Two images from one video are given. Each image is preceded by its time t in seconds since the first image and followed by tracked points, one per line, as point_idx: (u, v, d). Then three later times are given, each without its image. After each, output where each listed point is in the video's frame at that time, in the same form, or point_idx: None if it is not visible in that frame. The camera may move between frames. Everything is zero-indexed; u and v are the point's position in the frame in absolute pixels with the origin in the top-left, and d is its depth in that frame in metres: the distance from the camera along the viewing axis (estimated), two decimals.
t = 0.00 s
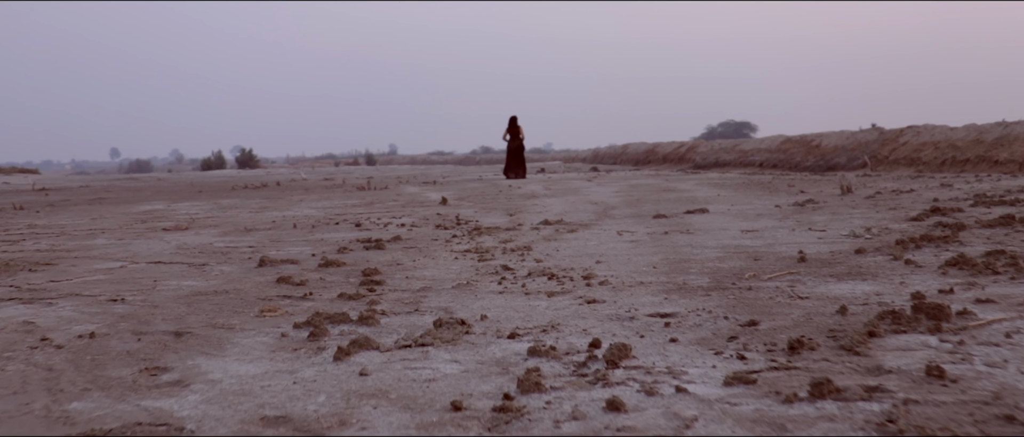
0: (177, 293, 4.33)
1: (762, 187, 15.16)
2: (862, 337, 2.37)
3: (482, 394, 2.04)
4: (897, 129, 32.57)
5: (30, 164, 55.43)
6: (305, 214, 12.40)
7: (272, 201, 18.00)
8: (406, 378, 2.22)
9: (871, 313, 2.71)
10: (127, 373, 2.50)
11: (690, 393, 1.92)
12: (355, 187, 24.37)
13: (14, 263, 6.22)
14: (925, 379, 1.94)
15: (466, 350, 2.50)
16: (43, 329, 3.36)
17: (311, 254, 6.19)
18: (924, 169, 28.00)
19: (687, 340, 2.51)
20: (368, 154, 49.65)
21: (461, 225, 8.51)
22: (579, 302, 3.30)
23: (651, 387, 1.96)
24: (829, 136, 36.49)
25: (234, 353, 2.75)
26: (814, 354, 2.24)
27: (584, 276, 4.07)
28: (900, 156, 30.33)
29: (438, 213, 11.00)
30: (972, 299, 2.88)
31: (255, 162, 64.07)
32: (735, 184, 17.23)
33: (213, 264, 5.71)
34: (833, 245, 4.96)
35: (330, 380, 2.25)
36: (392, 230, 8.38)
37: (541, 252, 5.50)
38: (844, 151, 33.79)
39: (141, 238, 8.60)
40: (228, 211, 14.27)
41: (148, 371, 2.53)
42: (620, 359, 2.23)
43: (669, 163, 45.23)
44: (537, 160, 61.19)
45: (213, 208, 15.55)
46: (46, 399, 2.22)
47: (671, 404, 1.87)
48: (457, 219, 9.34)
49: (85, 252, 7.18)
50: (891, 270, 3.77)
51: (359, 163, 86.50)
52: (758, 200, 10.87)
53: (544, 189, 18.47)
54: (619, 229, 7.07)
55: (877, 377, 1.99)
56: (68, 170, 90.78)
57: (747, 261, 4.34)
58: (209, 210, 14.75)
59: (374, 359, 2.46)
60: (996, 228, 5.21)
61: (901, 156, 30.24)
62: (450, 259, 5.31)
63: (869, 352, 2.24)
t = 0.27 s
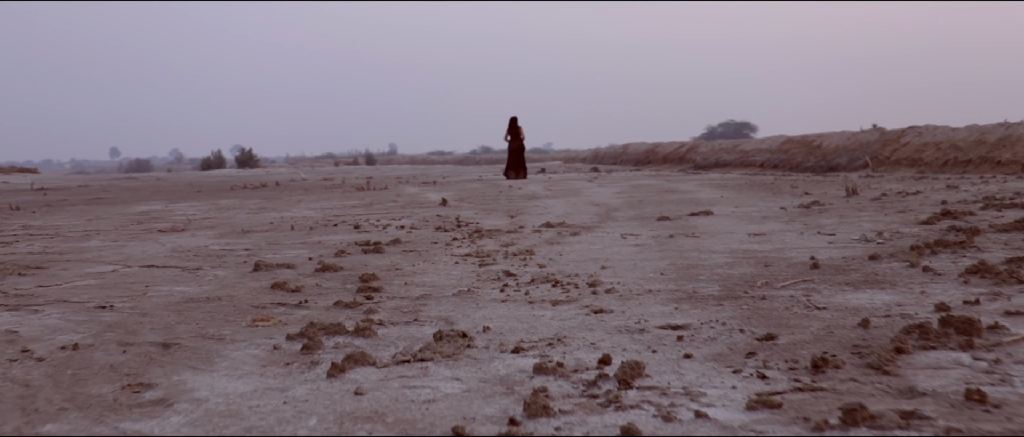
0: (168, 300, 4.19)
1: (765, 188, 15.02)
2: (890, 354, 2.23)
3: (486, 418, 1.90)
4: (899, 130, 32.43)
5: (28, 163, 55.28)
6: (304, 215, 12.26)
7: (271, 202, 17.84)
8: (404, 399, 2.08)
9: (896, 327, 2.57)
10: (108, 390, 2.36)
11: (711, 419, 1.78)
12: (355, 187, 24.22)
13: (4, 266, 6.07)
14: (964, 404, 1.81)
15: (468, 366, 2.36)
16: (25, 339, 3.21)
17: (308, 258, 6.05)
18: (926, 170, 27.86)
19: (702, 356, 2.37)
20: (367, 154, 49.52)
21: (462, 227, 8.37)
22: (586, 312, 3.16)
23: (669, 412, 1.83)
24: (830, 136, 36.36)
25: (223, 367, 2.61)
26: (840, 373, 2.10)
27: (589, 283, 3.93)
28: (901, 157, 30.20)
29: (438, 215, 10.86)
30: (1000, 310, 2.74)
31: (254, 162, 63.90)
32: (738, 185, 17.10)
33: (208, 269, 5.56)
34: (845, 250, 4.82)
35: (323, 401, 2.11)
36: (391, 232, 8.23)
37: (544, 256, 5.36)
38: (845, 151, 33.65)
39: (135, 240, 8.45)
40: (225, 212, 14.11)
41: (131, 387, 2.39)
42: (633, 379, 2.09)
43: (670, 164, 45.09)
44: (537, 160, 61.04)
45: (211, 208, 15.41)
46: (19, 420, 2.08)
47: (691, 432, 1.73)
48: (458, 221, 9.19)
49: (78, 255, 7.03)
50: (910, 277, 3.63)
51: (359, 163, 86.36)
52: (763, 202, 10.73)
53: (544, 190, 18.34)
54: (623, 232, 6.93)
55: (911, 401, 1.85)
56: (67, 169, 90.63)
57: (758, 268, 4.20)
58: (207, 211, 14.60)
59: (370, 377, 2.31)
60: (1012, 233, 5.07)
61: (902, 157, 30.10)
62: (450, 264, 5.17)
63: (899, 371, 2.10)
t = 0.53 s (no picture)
0: (156, 310, 4.02)
1: (768, 188, 14.85)
2: (925, 375, 2.07)
3: None
4: (900, 129, 32.27)
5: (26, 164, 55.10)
6: (302, 217, 12.09)
7: (268, 203, 17.66)
8: (401, 427, 1.91)
9: (927, 343, 2.41)
10: (82, 415, 2.19)
11: None
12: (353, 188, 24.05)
13: None
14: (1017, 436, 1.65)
15: (471, 388, 2.20)
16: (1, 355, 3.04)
17: (303, 263, 5.87)
18: (927, 169, 27.70)
19: (721, 376, 2.21)
20: (366, 153, 49.34)
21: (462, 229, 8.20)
22: (593, 325, 2.99)
23: None
24: (831, 136, 36.21)
25: (208, 387, 2.44)
26: (875, 397, 1.93)
27: (595, 292, 3.77)
28: (902, 156, 30.05)
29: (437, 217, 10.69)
30: None
31: (252, 162, 63.73)
32: (739, 185, 16.94)
33: (200, 275, 5.39)
34: (858, 255, 4.65)
35: (313, 428, 1.94)
36: (389, 235, 8.06)
37: (547, 262, 5.19)
38: (845, 150, 33.50)
39: (128, 245, 8.26)
40: (221, 214, 13.93)
41: (107, 411, 2.22)
42: (650, 405, 1.92)
43: (669, 163, 44.92)
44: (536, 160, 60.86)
45: (207, 210, 15.23)
46: None
47: None
48: (457, 224, 9.02)
49: (68, 260, 6.85)
50: (931, 286, 3.46)
51: (358, 163, 86.16)
52: (767, 204, 10.56)
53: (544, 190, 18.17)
54: (627, 235, 6.76)
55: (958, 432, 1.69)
56: (65, 169, 90.46)
57: (770, 275, 4.03)
58: (203, 213, 14.42)
59: (365, 400, 2.15)
60: None
61: (903, 156, 29.94)
62: (450, 270, 5.00)
63: (938, 395, 1.94)
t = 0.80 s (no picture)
0: (143, 320, 3.84)
1: (770, 189, 14.68)
2: (969, 400, 1.90)
3: None
4: (901, 129, 32.12)
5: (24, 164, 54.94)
6: (299, 219, 11.92)
7: (266, 204, 17.49)
8: None
9: (964, 363, 2.24)
10: None
11: None
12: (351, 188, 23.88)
13: None
14: None
15: (474, 414, 2.03)
16: None
17: (299, 268, 5.70)
18: (929, 169, 27.54)
19: (744, 399, 2.04)
20: (365, 153, 49.17)
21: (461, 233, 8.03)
22: (602, 339, 2.82)
23: None
24: (831, 135, 36.05)
25: (190, 410, 2.27)
26: (917, 427, 1.76)
27: (602, 301, 3.60)
28: (903, 156, 29.89)
29: (437, 219, 10.52)
30: None
31: (251, 162, 63.54)
32: (742, 186, 16.77)
33: (192, 282, 5.23)
34: (873, 261, 4.48)
35: None
36: (387, 239, 7.89)
37: (550, 268, 5.01)
38: (846, 150, 33.34)
39: (120, 248, 8.09)
40: (218, 215, 13.75)
41: None
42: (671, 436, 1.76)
43: (669, 163, 44.76)
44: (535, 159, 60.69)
45: (203, 212, 15.05)
46: None
47: None
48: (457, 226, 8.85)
49: (57, 265, 6.68)
50: (956, 296, 3.29)
51: (357, 163, 85.99)
52: (771, 205, 10.40)
53: (545, 191, 17.98)
54: (631, 239, 6.59)
55: None
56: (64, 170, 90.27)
57: (784, 283, 3.87)
58: (199, 214, 14.25)
59: (359, 427, 1.98)
60: None
61: (905, 156, 29.78)
62: (450, 276, 4.83)
63: (985, 424, 1.77)
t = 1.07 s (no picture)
0: (129, 328, 3.70)
1: (772, 190, 14.54)
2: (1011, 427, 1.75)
3: None
4: (901, 129, 31.99)
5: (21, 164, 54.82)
6: (296, 220, 11.78)
7: (263, 205, 17.35)
8: None
9: (998, 381, 2.09)
10: None
11: None
12: (350, 188, 23.74)
13: None
14: None
15: None
16: None
17: (293, 272, 5.56)
18: (929, 169, 27.42)
19: (764, 422, 1.89)
20: (364, 152, 49.01)
21: (460, 235, 7.88)
22: (608, 352, 2.68)
23: None
24: (832, 135, 35.92)
25: (170, 431, 2.12)
26: None
27: (607, 309, 3.46)
28: (904, 156, 29.76)
29: (436, 220, 10.38)
30: None
31: (250, 161, 63.41)
32: (743, 186, 16.64)
33: (183, 286, 5.08)
34: (886, 266, 4.34)
35: None
36: (385, 241, 7.74)
37: (551, 273, 4.87)
38: (847, 150, 33.21)
39: (113, 251, 7.95)
40: (215, 216, 13.60)
41: None
42: None
43: (669, 163, 44.63)
44: (534, 159, 60.55)
45: (200, 212, 14.90)
46: None
47: None
48: (456, 228, 8.71)
49: (47, 268, 6.53)
50: (978, 304, 3.15)
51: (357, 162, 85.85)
52: (775, 206, 10.25)
53: (545, 191, 17.82)
54: (634, 242, 6.44)
55: None
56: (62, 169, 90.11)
57: (795, 290, 3.72)
58: (195, 215, 14.11)
59: None
60: None
61: (905, 156, 29.66)
62: (448, 282, 4.68)
63: None
